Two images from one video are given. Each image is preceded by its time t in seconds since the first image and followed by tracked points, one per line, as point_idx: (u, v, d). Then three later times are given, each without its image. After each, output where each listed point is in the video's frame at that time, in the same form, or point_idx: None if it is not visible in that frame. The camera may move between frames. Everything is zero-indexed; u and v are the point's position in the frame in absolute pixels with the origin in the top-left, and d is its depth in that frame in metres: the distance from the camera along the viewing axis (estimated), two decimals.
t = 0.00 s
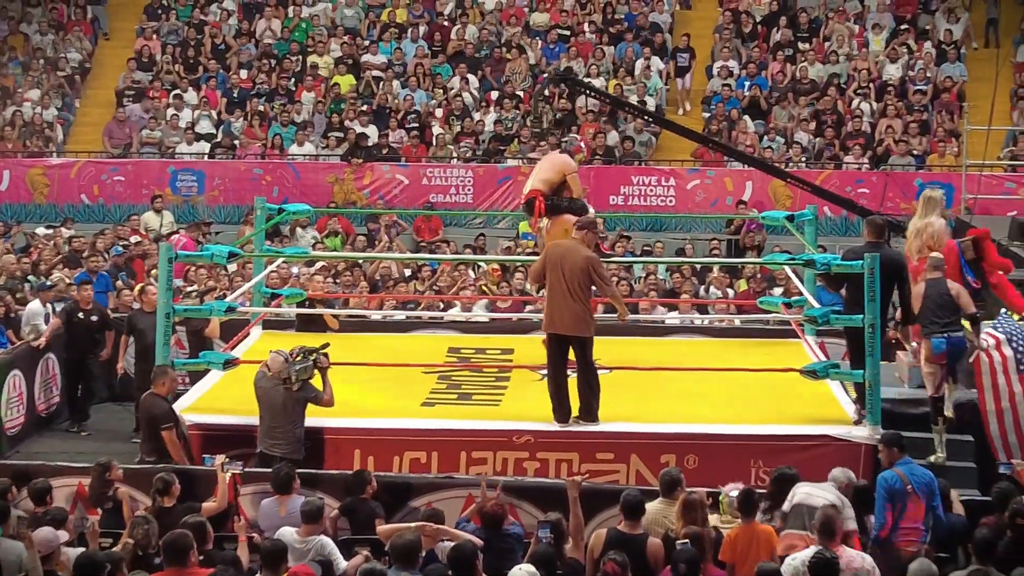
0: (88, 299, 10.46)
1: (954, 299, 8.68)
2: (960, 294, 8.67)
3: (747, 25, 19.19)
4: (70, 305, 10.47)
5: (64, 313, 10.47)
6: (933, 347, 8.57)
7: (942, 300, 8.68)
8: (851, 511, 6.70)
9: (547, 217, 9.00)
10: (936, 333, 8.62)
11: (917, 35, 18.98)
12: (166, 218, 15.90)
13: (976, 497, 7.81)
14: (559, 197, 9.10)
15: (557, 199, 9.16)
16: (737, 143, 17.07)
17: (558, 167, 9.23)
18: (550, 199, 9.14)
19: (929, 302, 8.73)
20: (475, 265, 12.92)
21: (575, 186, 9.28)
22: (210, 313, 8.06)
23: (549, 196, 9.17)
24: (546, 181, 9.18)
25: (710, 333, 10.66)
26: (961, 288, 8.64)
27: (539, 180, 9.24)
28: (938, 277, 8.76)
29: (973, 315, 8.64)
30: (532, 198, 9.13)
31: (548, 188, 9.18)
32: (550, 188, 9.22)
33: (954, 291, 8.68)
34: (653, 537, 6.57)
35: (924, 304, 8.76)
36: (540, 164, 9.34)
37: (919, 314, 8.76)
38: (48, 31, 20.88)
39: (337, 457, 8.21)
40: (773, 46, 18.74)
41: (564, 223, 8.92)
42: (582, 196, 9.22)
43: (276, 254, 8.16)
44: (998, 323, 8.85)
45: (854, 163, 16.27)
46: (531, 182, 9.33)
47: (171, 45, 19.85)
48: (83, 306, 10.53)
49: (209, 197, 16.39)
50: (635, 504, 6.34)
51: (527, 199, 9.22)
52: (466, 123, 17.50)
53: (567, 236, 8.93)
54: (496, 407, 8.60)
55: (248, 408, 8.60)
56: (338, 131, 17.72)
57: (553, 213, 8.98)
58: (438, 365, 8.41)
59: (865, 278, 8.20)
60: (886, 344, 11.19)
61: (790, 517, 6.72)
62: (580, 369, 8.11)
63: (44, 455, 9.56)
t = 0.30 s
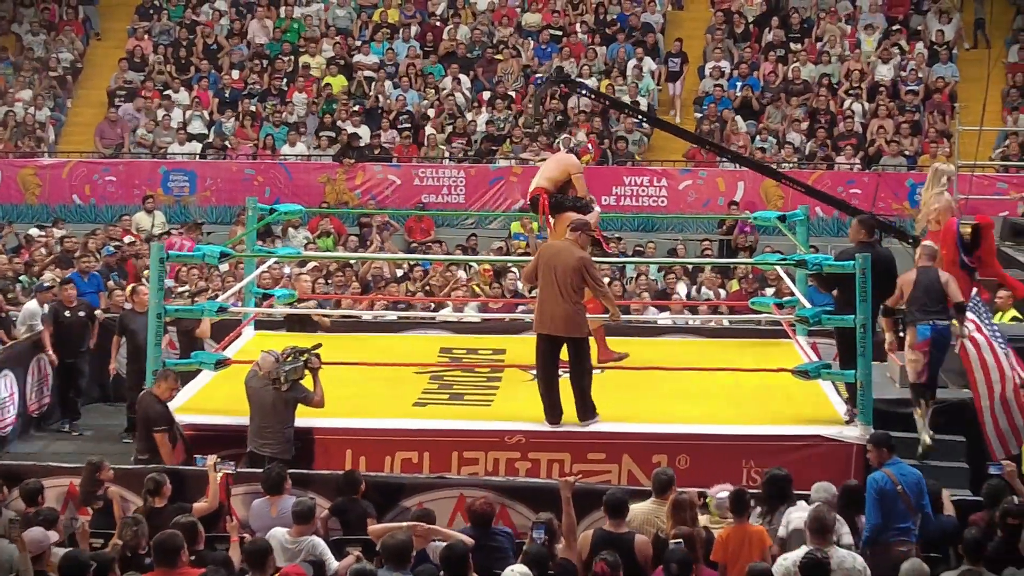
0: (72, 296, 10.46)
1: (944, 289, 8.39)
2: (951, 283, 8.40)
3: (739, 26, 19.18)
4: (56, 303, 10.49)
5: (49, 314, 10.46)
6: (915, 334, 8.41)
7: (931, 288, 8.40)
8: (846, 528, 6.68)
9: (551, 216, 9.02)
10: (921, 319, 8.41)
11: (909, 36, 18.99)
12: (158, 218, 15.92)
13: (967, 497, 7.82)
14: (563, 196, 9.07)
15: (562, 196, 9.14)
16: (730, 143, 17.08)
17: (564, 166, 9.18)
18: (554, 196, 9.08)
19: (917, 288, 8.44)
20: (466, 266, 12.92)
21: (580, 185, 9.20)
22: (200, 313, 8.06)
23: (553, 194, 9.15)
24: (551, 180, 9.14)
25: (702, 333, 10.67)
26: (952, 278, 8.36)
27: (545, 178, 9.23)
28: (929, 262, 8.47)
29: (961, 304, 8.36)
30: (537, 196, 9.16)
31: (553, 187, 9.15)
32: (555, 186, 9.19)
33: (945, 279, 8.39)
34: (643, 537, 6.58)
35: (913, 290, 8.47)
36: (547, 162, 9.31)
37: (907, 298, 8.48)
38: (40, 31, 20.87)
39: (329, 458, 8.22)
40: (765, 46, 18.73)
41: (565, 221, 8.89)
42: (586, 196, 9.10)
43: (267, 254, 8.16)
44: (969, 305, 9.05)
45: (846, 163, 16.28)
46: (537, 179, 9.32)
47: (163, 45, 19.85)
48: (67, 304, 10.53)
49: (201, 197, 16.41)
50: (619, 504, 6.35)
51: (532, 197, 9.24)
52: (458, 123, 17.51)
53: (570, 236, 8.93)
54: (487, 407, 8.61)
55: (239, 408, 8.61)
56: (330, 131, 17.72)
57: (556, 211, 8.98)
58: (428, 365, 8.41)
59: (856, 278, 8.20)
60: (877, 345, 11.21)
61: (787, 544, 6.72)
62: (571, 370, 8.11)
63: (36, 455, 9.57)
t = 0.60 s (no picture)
0: (56, 295, 10.41)
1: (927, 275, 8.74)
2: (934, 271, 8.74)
3: (727, 25, 19.19)
4: (38, 303, 10.42)
5: (32, 314, 10.42)
6: (893, 317, 8.77)
7: (916, 274, 8.72)
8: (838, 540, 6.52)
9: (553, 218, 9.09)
10: (901, 304, 8.73)
11: (896, 35, 19.01)
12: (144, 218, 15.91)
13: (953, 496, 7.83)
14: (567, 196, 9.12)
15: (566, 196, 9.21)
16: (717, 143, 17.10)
17: (567, 167, 9.22)
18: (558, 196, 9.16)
19: (902, 276, 8.74)
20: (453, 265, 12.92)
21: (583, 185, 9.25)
22: (187, 313, 8.05)
23: (557, 194, 9.22)
24: (556, 180, 9.20)
25: (690, 333, 10.67)
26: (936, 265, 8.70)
27: (550, 178, 9.28)
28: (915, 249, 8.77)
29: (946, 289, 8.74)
30: (541, 196, 9.22)
31: (557, 186, 9.21)
32: (559, 187, 9.25)
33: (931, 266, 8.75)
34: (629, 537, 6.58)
35: (899, 276, 8.75)
36: (551, 162, 9.36)
37: (892, 283, 8.75)
38: (27, 31, 20.86)
39: (315, 457, 8.22)
40: (753, 46, 18.74)
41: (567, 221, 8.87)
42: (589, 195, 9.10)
43: (254, 254, 8.16)
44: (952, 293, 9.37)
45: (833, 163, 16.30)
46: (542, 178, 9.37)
47: (150, 45, 19.84)
48: (51, 302, 10.47)
49: (188, 196, 16.39)
50: (599, 503, 6.41)
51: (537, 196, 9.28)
52: (446, 123, 17.52)
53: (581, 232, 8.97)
54: (473, 407, 8.61)
55: (225, 408, 8.61)
56: (318, 131, 17.72)
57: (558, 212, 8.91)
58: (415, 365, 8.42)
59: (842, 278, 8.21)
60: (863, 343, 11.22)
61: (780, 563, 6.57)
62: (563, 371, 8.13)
63: (24, 455, 9.55)
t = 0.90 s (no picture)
0: (44, 293, 10.45)
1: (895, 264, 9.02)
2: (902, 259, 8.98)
3: (711, 25, 19.21)
4: (26, 302, 10.47)
5: (20, 313, 10.46)
6: (866, 305, 8.97)
7: (885, 262, 8.96)
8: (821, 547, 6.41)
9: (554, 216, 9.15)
10: (874, 291, 8.93)
11: (880, 35, 19.05)
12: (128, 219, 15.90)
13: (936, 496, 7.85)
14: (568, 192, 9.20)
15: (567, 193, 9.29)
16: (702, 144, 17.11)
17: (569, 164, 9.27)
18: (559, 193, 9.23)
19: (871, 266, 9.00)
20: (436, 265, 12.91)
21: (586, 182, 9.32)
22: (170, 313, 8.03)
23: (559, 192, 9.25)
24: (557, 177, 9.25)
25: (675, 333, 10.67)
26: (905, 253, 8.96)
27: (551, 175, 9.32)
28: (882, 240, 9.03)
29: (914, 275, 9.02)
30: (542, 193, 9.25)
31: (560, 184, 9.26)
32: (561, 184, 9.29)
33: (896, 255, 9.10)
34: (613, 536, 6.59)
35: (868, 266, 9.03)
36: (553, 159, 9.41)
37: (863, 275, 9.00)
38: (10, 31, 20.83)
39: (298, 457, 8.22)
40: (738, 46, 18.76)
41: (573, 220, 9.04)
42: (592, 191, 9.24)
43: (238, 254, 8.15)
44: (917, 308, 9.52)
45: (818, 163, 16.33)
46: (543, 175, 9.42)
47: (134, 45, 19.82)
48: (39, 301, 10.50)
49: (172, 197, 16.36)
50: (587, 502, 6.41)
51: (538, 194, 9.33)
52: (430, 123, 17.55)
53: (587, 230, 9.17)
54: (457, 406, 8.61)
55: (209, 408, 8.61)
56: (302, 131, 17.72)
57: (560, 207, 9.17)
58: (399, 365, 8.41)
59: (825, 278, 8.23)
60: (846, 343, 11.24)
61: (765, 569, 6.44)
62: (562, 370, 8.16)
63: (6, 456, 9.54)
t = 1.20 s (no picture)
0: (45, 294, 10.57)
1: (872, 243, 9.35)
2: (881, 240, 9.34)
3: (696, 26, 19.24)
4: (26, 303, 10.59)
5: (20, 312, 10.58)
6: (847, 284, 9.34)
7: (864, 242, 9.32)
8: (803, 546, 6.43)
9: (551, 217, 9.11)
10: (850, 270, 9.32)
11: (865, 36, 19.12)
12: (113, 219, 15.88)
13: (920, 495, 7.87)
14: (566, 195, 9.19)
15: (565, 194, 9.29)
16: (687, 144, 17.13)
17: (568, 165, 9.28)
18: (558, 194, 9.23)
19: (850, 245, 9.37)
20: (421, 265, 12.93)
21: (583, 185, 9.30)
22: (155, 313, 8.02)
23: (557, 192, 9.24)
24: (555, 179, 9.24)
25: (661, 333, 10.68)
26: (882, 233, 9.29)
27: (549, 176, 9.32)
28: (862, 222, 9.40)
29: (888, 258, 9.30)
30: (539, 194, 9.23)
31: (557, 185, 9.23)
32: (558, 186, 9.28)
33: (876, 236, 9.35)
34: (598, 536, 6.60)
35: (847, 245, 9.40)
36: (553, 160, 9.41)
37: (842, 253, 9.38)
38: None
39: (283, 457, 8.23)
40: (723, 46, 18.79)
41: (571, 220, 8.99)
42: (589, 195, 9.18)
43: (224, 254, 8.14)
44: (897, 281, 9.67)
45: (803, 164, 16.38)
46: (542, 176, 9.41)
47: (119, 45, 19.81)
48: (39, 301, 10.62)
49: (157, 197, 16.35)
50: (577, 503, 6.42)
51: (535, 194, 9.30)
52: (415, 123, 17.57)
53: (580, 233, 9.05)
54: (442, 406, 8.61)
55: (194, 409, 8.61)
56: (288, 131, 17.72)
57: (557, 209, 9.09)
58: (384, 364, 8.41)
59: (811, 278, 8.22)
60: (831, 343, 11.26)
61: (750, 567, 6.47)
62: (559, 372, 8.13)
63: None
